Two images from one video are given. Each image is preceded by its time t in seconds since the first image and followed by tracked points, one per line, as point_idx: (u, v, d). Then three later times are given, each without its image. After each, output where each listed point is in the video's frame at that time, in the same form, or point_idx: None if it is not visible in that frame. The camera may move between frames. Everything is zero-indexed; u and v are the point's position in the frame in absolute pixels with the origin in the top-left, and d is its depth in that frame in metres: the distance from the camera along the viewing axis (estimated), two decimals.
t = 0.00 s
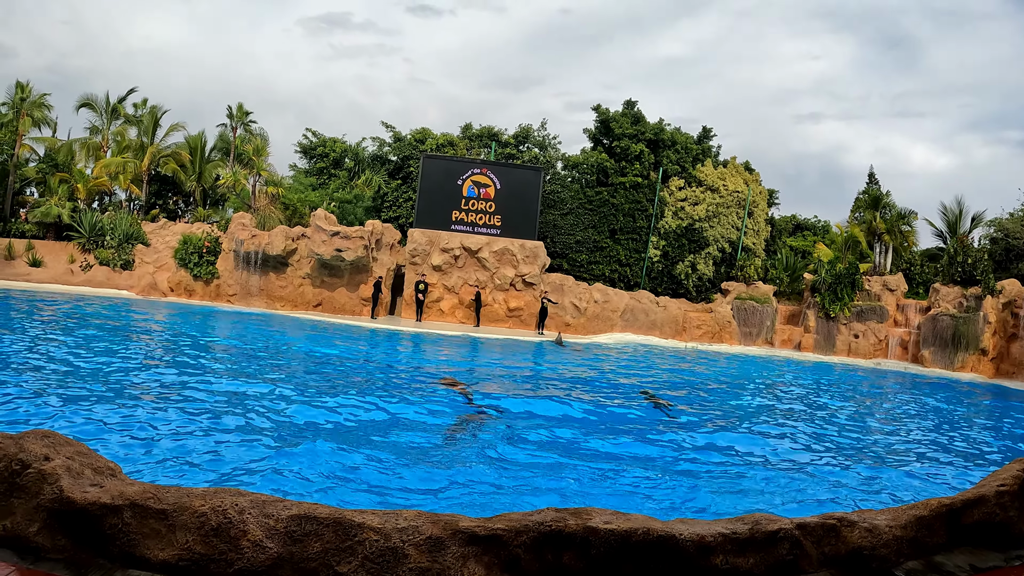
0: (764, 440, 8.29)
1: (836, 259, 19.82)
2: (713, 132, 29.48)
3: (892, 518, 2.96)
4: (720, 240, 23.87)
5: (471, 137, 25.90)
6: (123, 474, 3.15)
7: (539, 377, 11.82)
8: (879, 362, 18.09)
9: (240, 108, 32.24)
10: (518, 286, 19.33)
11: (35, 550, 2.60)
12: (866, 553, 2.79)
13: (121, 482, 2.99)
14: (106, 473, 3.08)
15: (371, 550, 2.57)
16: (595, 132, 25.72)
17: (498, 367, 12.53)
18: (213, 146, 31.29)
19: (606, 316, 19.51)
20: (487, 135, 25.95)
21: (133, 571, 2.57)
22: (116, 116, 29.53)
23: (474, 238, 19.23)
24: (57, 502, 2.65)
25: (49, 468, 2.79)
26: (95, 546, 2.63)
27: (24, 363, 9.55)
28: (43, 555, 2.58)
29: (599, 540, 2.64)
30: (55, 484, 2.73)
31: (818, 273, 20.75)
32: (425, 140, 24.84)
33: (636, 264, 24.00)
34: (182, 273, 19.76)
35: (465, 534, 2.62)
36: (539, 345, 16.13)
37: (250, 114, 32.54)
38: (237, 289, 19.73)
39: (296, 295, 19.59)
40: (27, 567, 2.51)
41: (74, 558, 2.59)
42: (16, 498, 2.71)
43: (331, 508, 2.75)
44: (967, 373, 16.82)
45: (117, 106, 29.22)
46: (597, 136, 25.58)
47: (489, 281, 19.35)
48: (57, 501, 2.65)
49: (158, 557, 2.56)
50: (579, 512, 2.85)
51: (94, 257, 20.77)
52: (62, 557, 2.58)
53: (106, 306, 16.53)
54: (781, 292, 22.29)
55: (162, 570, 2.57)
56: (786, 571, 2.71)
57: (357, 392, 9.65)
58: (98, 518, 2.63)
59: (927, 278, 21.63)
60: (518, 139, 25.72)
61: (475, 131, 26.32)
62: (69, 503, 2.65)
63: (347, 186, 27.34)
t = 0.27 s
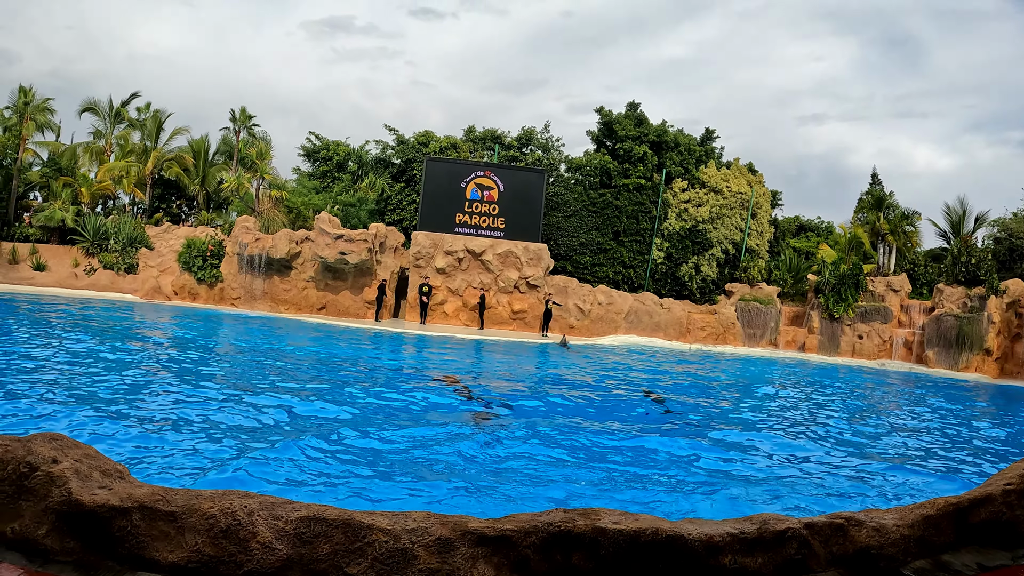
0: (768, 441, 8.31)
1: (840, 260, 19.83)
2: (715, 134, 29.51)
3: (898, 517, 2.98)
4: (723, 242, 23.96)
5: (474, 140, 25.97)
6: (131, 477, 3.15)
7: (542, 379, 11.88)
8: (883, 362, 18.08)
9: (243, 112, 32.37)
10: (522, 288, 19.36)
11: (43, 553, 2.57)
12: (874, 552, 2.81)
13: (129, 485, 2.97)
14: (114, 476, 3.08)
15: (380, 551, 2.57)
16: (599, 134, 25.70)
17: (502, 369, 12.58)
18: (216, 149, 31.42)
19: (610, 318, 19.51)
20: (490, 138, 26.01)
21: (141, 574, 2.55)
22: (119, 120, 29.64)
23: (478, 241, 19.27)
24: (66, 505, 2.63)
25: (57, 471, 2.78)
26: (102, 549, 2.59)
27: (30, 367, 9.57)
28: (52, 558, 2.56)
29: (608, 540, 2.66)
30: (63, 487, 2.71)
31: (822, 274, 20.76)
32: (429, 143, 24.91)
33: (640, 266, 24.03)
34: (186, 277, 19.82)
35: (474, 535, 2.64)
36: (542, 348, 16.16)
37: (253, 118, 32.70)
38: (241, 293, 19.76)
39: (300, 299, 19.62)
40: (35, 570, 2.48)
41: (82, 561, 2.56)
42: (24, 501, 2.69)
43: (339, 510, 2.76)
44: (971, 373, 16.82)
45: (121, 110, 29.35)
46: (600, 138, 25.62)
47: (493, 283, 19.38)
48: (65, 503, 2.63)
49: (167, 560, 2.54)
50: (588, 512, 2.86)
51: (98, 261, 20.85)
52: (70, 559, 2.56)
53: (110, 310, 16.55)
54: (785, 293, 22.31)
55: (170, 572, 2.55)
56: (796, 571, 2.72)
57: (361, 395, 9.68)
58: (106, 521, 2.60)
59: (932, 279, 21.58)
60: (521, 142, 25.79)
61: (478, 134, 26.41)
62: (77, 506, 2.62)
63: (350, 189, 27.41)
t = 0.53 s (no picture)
0: (770, 441, 8.34)
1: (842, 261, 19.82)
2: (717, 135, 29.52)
3: (901, 516, 2.99)
4: (726, 243, 24.03)
5: (476, 142, 26.04)
6: (137, 478, 3.18)
7: (546, 381, 11.92)
8: (886, 363, 18.06)
9: (246, 115, 32.50)
10: (525, 290, 19.38)
11: (51, 553, 2.58)
12: (877, 551, 2.82)
13: (135, 485, 2.99)
14: (121, 476, 3.10)
15: (386, 550, 2.59)
16: (601, 136, 25.68)
17: (506, 372, 12.63)
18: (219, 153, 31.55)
19: (613, 320, 19.52)
20: (492, 141, 26.07)
21: (149, 573, 2.57)
22: (122, 125, 29.75)
23: (481, 243, 19.30)
24: (73, 505, 2.65)
25: (65, 472, 2.80)
26: (109, 549, 2.61)
27: (36, 371, 9.64)
28: (59, 558, 2.57)
29: (612, 539, 2.67)
30: (70, 487, 2.74)
31: (825, 275, 20.76)
32: (431, 146, 24.98)
33: (642, 269, 23.93)
34: (189, 281, 19.88)
35: (479, 534, 2.66)
36: (545, 350, 16.20)
37: (255, 122, 32.82)
38: (244, 296, 19.79)
39: (303, 302, 19.66)
40: (42, 570, 2.50)
41: (90, 560, 2.57)
42: (31, 501, 2.71)
43: (345, 510, 2.78)
44: (975, 374, 16.87)
45: (123, 114, 29.46)
46: (603, 140, 25.60)
47: (496, 286, 19.40)
48: (72, 504, 2.65)
49: (174, 560, 2.56)
50: (592, 511, 2.88)
51: (101, 265, 20.90)
52: (77, 559, 2.58)
53: (113, 313, 16.59)
54: (787, 294, 22.31)
55: (177, 571, 2.57)
56: (799, 569, 2.74)
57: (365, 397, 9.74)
58: (113, 521, 2.62)
59: (934, 279, 21.51)
60: (523, 145, 25.83)
61: (480, 137, 26.48)
62: (84, 506, 2.64)
63: (353, 192, 27.48)
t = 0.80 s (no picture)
0: (771, 444, 8.36)
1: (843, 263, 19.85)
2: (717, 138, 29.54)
3: (901, 514, 3.01)
4: (726, 245, 24.08)
5: (476, 146, 26.07)
6: (140, 478, 3.18)
7: (547, 383, 11.98)
8: (887, 364, 18.09)
9: (246, 119, 32.56)
10: (525, 293, 19.39)
11: (54, 553, 2.59)
12: (878, 549, 2.82)
13: (138, 485, 3.01)
14: (123, 477, 3.11)
15: (388, 550, 2.60)
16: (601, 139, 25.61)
17: (507, 374, 12.68)
18: (219, 157, 31.62)
19: (613, 323, 19.54)
20: (492, 144, 26.10)
21: (152, 573, 2.58)
22: (122, 129, 29.79)
23: (481, 247, 19.33)
24: (76, 506, 2.66)
25: (68, 472, 2.81)
26: (112, 548, 2.62)
27: (38, 375, 9.69)
28: (62, 558, 2.58)
29: (614, 538, 2.68)
30: (73, 488, 2.75)
31: (825, 277, 20.77)
32: (431, 150, 25.02)
33: (643, 271, 24.03)
34: (189, 284, 19.90)
35: (480, 534, 2.66)
36: (546, 353, 16.23)
37: (255, 126, 32.88)
38: (245, 300, 19.80)
39: (304, 305, 19.68)
40: (45, 570, 2.51)
41: (93, 561, 2.59)
42: (34, 502, 2.72)
43: (347, 510, 2.79)
44: (975, 375, 16.94)
45: (123, 118, 29.51)
46: (603, 142, 25.55)
47: (496, 289, 19.41)
48: (75, 504, 2.66)
49: (177, 559, 2.57)
50: (592, 511, 2.89)
51: (101, 269, 20.91)
52: (81, 559, 2.59)
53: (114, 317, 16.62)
54: (787, 296, 22.31)
55: (180, 571, 2.58)
56: (799, 569, 2.74)
57: (367, 400, 9.78)
58: (116, 521, 2.63)
59: (934, 280, 21.49)
60: (523, 148, 25.87)
61: (480, 140, 26.53)
62: (87, 506, 2.65)
63: (353, 196, 27.50)
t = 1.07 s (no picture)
0: (772, 445, 8.39)
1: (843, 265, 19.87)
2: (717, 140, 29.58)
3: (902, 514, 3.01)
4: (726, 248, 24.29)
5: (476, 149, 26.11)
6: (142, 480, 3.19)
7: (547, 386, 12.03)
8: (888, 366, 18.10)
9: (246, 123, 32.63)
10: (526, 296, 19.41)
11: (57, 555, 2.60)
12: (879, 550, 2.82)
13: (140, 487, 3.01)
14: (126, 480, 3.12)
15: (390, 551, 2.60)
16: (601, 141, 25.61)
17: (508, 377, 12.73)
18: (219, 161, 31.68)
19: (614, 325, 19.54)
20: (492, 147, 26.15)
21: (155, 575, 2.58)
22: (122, 133, 29.84)
23: (482, 250, 19.35)
24: (79, 508, 2.67)
25: (70, 474, 2.82)
26: (115, 550, 2.63)
27: (41, 378, 9.72)
28: (65, 560, 2.59)
29: (615, 539, 2.69)
30: (76, 490, 2.76)
31: (826, 279, 20.78)
32: (431, 153, 25.08)
33: (644, 273, 23.93)
34: (190, 288, 19.92)
35: (482, 534, 2.67)
36: (548, 355, 16.25)
37: (255, 129, 32.95)
38: (245, 303, 19.78)
39: (305, 309, 19.69)
40: (48, 571, 2.52)
41: (96, 563, 2.59)
42: (36, 504, 2.73)
43: (349, 511, 2.80)
44: (976, 376, 16.95)
45: (123, 122, 29.57)
46: (603, 145, 25.52)
47: (497, 292, 19.42)
48: (78, 506, 2.67)
49: (179, 561, 2.58)
50: (594, 511, 2.90)
51: (102, 273, 20.93)
52: (83, 561, 2.59)
53: (115, 321, 16.65)
54: (788, 298, 22.32)
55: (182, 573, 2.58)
56: (801, 569, 2.75)
57: (369, 403, 9.81)
58: (119, 523, 2.64)
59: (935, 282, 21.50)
60: (523, 151, 25.91)
61: (480, 143, 26.57)
62: (91, 508, 2.66)
63: (354, 200, 27.56)
